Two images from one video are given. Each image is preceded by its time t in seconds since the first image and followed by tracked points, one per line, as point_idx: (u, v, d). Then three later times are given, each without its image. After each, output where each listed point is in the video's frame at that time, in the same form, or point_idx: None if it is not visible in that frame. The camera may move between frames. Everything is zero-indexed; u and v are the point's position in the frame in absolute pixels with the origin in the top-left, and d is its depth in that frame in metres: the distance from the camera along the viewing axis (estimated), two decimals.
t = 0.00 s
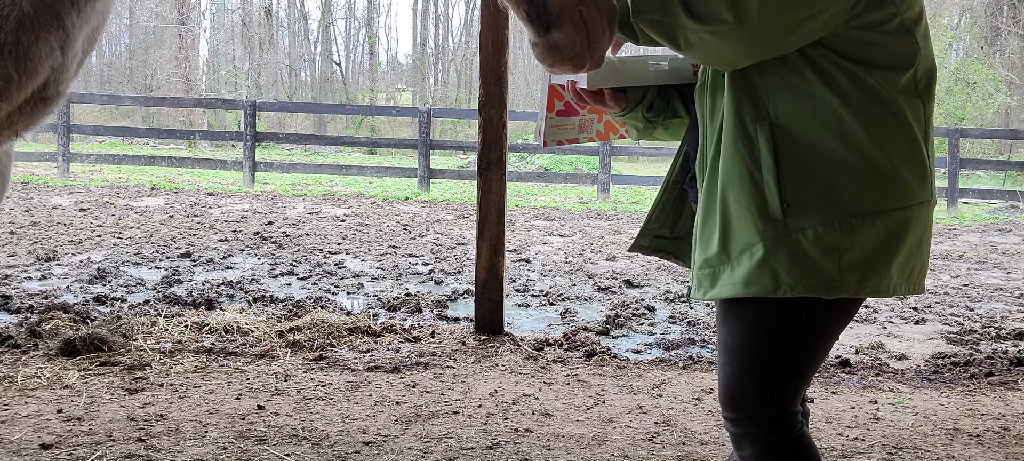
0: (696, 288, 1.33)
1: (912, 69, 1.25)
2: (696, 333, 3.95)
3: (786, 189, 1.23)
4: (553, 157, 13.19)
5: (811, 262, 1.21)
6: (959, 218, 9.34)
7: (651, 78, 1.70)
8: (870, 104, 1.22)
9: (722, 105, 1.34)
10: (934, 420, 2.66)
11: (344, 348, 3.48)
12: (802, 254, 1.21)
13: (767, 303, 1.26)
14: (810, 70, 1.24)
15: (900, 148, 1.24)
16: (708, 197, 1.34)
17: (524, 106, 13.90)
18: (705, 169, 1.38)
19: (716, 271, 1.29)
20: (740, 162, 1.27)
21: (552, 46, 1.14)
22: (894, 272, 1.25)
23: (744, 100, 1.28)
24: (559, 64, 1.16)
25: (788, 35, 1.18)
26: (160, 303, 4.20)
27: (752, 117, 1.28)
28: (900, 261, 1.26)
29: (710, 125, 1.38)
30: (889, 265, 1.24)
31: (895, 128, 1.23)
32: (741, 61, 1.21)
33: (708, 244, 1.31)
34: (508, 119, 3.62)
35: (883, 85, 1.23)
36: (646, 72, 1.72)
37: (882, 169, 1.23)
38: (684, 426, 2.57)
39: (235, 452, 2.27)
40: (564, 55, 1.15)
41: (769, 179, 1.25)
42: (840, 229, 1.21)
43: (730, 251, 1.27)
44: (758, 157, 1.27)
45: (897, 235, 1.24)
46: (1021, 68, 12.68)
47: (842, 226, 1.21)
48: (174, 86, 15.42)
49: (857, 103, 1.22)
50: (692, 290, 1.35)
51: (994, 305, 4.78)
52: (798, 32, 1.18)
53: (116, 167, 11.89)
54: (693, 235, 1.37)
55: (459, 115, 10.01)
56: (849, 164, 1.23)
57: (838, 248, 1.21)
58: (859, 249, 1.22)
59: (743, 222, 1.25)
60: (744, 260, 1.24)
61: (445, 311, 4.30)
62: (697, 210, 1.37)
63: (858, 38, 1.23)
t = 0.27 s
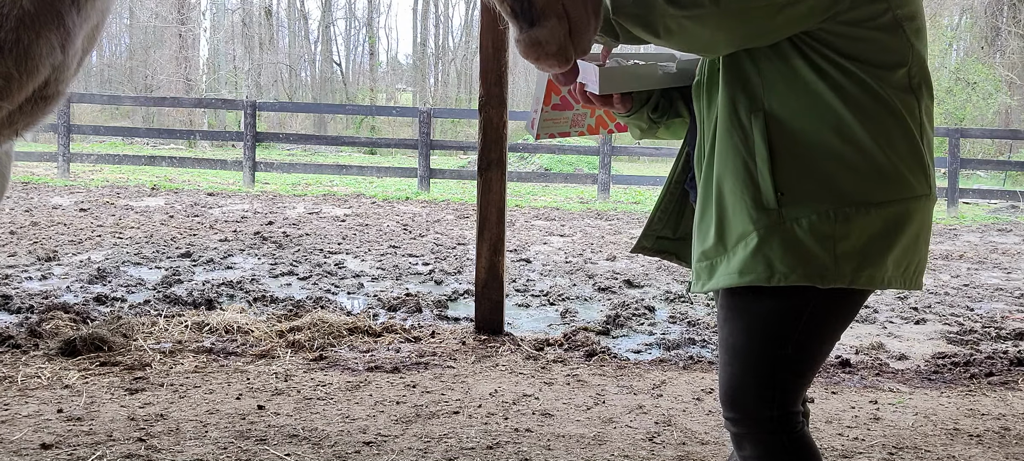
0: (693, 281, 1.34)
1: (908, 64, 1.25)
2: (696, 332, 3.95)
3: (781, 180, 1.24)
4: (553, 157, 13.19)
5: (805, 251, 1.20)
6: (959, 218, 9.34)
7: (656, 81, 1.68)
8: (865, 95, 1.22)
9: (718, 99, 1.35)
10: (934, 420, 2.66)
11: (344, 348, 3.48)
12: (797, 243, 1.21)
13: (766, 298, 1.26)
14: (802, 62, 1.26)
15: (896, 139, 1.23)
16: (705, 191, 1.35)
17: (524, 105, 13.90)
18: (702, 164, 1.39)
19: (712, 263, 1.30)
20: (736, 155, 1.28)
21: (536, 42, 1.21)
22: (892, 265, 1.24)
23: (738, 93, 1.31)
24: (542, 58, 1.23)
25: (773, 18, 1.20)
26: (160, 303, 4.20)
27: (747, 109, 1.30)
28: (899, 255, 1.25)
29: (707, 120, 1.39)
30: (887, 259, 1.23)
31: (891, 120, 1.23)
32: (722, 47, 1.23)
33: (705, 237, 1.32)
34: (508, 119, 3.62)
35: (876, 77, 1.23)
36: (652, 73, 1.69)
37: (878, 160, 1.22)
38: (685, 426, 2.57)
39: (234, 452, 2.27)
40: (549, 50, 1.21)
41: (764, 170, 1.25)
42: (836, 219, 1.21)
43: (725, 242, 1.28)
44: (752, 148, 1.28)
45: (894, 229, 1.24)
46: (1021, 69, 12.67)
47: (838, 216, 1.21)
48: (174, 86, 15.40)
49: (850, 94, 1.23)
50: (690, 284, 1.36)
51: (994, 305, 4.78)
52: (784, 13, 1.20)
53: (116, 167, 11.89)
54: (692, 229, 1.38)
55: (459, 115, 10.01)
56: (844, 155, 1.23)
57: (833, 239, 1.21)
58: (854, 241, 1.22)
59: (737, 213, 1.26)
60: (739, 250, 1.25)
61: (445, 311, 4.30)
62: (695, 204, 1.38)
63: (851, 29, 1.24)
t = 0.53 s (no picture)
0: (691, 280, 1.35)
1: (903, 63, 1.25)
2: (696, 333, 3.95)
3: (776, 179, 1.25)
4: (553, 157, 13.19)
5: (800, 251, 1.21)
6: (959, 218, 9.34)
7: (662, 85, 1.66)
8: (859, 94, 1.22)
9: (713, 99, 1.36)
10: (934, 421, 2.66)
11: (344, 348, 3.48)
12: (791, 242, 1.22)
13: (765, 297, 1.26)
14: (797, 61, 1.26)
15: (892, 137, 1.23)
16: (702, 191, 1.36)
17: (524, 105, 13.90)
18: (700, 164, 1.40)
19: (709, 262, 1.30)
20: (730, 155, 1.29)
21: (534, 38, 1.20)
22: (891, 262, 1.24)
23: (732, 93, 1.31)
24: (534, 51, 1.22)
25: (768, 13, 1.20)
26: (160, 303, 4.20)
27: (742, 110, 1.30)
28: (898, 252, 1.25)
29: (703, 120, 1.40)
30: (886, 256, 1.23)
31: (886, 119, 1.23)
32: (714, 43, 1.23)
33: (702, 237, 1.33)
34: (508, 119, 3.62)
35: (870, 75, 1.23)
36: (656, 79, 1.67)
37: (874, 158, 1.22)
38: (684, 426, 2.57)
39: (235, 452, 2.27)
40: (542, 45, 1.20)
41: (758, 170, 1.26)
42: (831, 218, 1.21)
43: (721, 242, 1.29)
44: (747, 148, 1.28)
45: (892, 226, 1.23)
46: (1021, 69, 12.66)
47: (834, 215, 1.21)
48: (174, 86, 15.40)
49: (844, 93, 1.23)
50: (689, 284, 1.36)
51: (994, 305, 4.78)
52: (779, 8, 1.20)
53: (117, 167, 11.89)
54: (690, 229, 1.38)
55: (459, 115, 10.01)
56: (840, 153, 1.23)
57: (830, 238, 1.21)
58: (851, 238, 1.21)
59: (733, 213, 1.27)
60: (734, 250, 1.26)
61: (445, 311, 4.30)
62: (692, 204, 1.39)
63: (845, 28, 1.24)
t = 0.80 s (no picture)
0: (691, 282, 1.35)
1: (904, 63, 1.25)
2: (696, 333, 3.95)
3: (777, 183, 1.25)
4: (553, 157, 13.19)
5: (802, 253, 1.21)
6: (958, 218, 9.34)
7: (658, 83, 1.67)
8: (860, 97, 1.23)
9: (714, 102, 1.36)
10: (934, 420, 2.66)
11: (344, 348, 3.48)
12: (793, 245, 1.22)
13: (766, 298, 1.26)
14: (798, 64, 1.25)
15: (893, 139, 1.23)
16: (702, 192, 1.36)
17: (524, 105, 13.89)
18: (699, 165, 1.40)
19: (710, 264, 1.30)
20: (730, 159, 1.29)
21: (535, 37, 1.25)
22: (893, 263, 1.24)
23: (732, 95, 1.31)
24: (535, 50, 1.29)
25: (771, 20, 1.20)
26: (160, 303, 4.20)
27: (743, 112, 1.30)
28: (900, 253, 1.25)
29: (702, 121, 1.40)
30: (888, 257, 1.23)
31: (887, 121, 1.23)
32: (717, 50, 1.24)
33: (703, 239, 1.32)
34: (508, 119, 3.63)
35: (869, 78, 1.23)
36: (651, 77, 1.68)
37: (877, 158, 1.22)
38: (684, 426, 2.57)
39: (235, 452, 2.27)
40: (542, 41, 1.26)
41: (759, 174, 1.26)
42: (833, 222, 1.21)
43: (722, 245, 1.28)
44: (749, 151, 1.28)
45: (893, 227, 1.23)
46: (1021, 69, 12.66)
47: (836, 217, 1.21)
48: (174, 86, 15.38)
49: (846, 96, 1.23)
50: (688, 285, 1.36)
51: (994, 305, 4.78)
52: (785, 15, 1.20)
53: (117, 167, 11.89)
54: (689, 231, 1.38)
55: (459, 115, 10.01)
56: (841, 156, 1.23)
57: (831, 240, 1.21)
58: (853, 239, 1.21)
59: (734, 216, 1.27)
60: (736, 253, 1.26)
61: (445, 311, 4.30)
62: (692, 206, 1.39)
63: (845, 31, 1.24)
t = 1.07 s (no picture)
0: (690, 287, 1.33)
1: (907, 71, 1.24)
2: (696, 332, 3.95)
3: (780, 192, 1.24)
4: (553, 157, 13.19)
5: (805, 265, 1.20)
6: (958, 218, 9.34)
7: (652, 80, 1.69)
8: (865, 107, 1.22)
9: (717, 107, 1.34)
10: (934, 420, 2.66)
11: (344, 348, 3.48)
12: (796, 256, 1.21)
13: (766, 305, 1.26)
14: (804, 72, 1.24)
15: (895, 147, 1.24)
16: (701, 197, 1.34)
17: (524, 105, 13.89)
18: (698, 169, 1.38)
19: (710, 272, 1.29)
20: (733, 167, 1.27)
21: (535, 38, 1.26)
22: (894, 270, 1.24)
23: (734, 102, 1.30)
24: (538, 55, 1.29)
25: (788, 42, 1.21)
26: (160, 303, 4.20)
27: (747, 119, 1.29)
28: (900, 259, 1.25)
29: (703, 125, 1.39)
30: (888, 265, 1.23)
31: (889, 129, 1.23)
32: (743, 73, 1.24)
33: (702, 246, 1.31)
34: (508, 119, 3.63)
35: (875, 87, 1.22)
36: (645, 73, 1.70)
37: (878, 167, 1.22)
38: (685, 426, 2.57)
39: (235, 452, 2.27)
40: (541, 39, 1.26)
41: (763, 183, 1.25)
42: (835, 231, 1.21)
43: (723, 253, 1.27)
44: (751, 159, 1.27)
45: (894, 234, 1.23)
46: (1021, 68, 12.66)
47: (838, 227, 1.21)
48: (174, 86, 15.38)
49: (851, 105, 1.22)
50: (686, 290, 1.35)
51: (994, 305, 4.78)
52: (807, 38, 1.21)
53: (116, 167, 11.89)
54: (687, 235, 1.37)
55: (459, 115, 10.01)
56: (845, 167, 1.22)
57: (834, 249, 1.21)
58: (856, 248, 1.21)
59: (736, 224, 1.25)
60: (738, 263, 1.25)
61: (445, 311, 4.30)
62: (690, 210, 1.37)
63: (853, 39, 1.23)
